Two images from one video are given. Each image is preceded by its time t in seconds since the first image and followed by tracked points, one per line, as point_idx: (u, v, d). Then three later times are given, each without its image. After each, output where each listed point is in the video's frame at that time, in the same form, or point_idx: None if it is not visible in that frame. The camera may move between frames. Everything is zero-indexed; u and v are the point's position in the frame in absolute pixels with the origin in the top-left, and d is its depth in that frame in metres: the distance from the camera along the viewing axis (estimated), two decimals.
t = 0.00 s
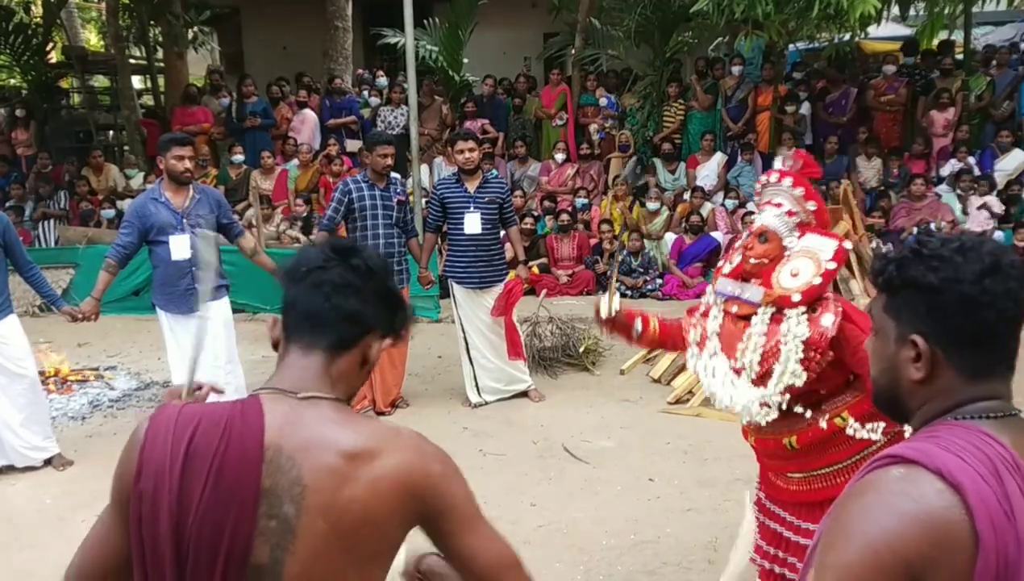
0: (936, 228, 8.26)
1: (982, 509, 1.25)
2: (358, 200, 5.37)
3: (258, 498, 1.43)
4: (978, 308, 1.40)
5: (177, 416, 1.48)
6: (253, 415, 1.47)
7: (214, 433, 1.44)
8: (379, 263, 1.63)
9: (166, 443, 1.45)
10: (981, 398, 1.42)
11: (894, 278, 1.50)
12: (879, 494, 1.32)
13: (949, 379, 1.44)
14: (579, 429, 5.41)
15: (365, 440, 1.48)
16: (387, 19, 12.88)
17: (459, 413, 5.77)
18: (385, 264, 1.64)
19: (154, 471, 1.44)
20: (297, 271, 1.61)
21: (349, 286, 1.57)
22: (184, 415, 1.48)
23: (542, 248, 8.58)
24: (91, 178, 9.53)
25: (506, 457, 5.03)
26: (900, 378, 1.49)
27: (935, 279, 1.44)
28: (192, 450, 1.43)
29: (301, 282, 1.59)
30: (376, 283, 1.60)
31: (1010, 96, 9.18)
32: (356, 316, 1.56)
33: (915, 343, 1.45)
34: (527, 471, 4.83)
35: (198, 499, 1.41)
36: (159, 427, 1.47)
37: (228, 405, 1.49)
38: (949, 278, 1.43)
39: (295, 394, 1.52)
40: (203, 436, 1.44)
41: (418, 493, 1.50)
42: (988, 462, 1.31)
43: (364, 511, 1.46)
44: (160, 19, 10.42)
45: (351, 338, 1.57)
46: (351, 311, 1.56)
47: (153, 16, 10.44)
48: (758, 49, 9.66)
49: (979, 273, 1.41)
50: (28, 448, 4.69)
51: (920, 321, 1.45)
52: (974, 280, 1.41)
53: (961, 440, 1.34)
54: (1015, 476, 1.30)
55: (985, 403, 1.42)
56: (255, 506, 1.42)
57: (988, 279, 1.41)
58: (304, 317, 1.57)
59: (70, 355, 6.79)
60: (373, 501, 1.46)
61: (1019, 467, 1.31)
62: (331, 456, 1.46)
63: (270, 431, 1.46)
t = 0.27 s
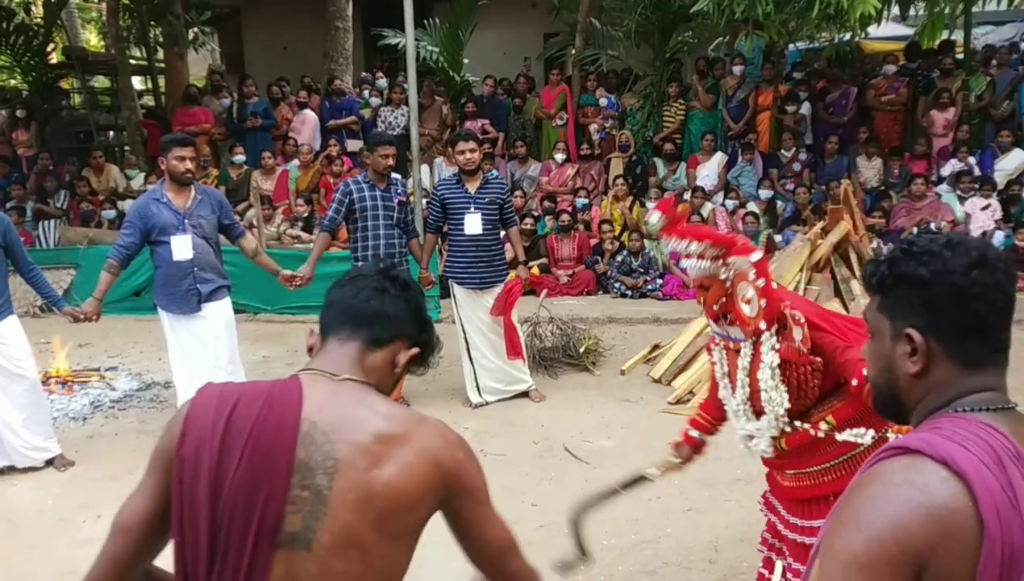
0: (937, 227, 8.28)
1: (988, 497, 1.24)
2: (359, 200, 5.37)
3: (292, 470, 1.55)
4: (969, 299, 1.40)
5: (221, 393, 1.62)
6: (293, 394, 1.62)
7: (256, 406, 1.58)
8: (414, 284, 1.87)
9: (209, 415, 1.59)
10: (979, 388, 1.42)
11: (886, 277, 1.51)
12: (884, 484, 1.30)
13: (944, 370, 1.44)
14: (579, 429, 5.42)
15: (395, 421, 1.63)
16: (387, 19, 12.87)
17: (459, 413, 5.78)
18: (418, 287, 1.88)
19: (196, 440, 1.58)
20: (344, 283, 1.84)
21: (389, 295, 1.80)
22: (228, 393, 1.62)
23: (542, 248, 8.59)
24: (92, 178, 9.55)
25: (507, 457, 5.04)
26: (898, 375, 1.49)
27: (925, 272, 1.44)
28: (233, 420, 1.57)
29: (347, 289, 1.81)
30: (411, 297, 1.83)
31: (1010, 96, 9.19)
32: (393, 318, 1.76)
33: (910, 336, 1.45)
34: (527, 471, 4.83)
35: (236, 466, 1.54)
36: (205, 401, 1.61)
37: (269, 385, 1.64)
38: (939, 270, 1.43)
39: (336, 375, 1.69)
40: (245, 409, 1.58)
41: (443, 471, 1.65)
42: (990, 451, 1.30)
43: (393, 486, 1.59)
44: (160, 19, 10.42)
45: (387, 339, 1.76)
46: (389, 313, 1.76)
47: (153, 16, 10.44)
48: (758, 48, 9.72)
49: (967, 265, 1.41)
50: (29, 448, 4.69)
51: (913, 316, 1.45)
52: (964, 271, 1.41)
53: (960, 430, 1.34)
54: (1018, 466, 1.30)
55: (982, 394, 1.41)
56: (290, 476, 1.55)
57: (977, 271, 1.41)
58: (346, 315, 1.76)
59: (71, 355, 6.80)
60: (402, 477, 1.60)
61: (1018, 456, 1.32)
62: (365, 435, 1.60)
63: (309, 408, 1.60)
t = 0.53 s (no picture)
0: (936, 227, 8.31)
1: (968, 476, 1.26)
2: (358, 200, 5.37)
3: (304, 454, 1.62)
4: (940, 294, 1.43)
5: (235, 386, 1.69)
6: (304, 384, 1.69)
7: (268, 397, 1.65)
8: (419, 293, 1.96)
9: (223, 405, 1.65)
10: (958, 377, 1.43)
11: (859, 281, 1.54)
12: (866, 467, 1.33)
13: (921, 364, 1.45)
14: (578, 429, 5.42)
15: (402, 409, 1.70)
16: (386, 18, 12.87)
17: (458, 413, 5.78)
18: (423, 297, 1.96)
19: (210, 429, 1.63)
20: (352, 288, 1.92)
21: (396, 299, 1.88)
22: (241, 385, 1.69)
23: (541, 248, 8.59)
24: (90, 178, 9.54)
25: (505, 457, 5.04)
26: (878, 371, 1.50)
27: (894, 270, 1.48)
28: (246, 410, 1.64)
29: (355, 293, 1.89)
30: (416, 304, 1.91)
31: (1008, 95, 9.19)
32: (398, 320, 1.84)
33: (887, 335, 1.47)
34: (526, 471, 4.83)
35: (249, 452, 1.61)
36: (219, 392, 1.68)
37: (280, 377, 1.71)
38: (909, 269, 1.47)
39: (346, 367, 1.77)
40: (258, 399, 1.65)
41: (451, 454, 1.72)
42: (971, 431, 1.32)
43: (401, 469, 1.66)
44: (158, 19, 10.42)
45: (392, 341, 1.83)
46: (396, 316, 1.84)
47: (152, 16, 10.43)
48: (758, 49, 9.70)
49: (935, 262, 1.45)
50: (28, 448, 4.69)
51: (888, 313, 1.47)
52: (932, 268, 1.45)
53: (940, 413, 1.36)
54: (999, 444, 1.31)
55: (959, 384, 1.42)
56: (302, 461, 1.62)
57: (944, 267, 1.45)
58: (354, 317, 1.84)
59: (69, 355, 6.79)
60: (409, 460, 1.66)
61: (1001, 436, 1.33)
62: (373, 421, 1.67)
63: (319, 397, 1.68)
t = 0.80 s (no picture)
0: (936, 227, 8.32)
1: (954, 467, 1.31)
2: (358, 201, 5.36)
3: (292, 452, 1.63)
4: (903, 293, 1.53)
5: (229, 385, 1.71)
6: (294, 385, 1.71)
7: (261, 396, 1.67)
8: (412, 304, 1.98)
9: (217, 404, 1.67)
10: (931, 374, 1.50)
11: (829, 290, 1.64)
12: (856, 462, 1.39)
13: (894, 363, 1.53)
14: (578, 429, 5.42)
15: (392, 410, 1.71)
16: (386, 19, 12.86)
17: (457, 413, 5.78)
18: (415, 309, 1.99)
19: (202, 428, 1.65)
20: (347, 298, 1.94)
21: (389, 308, 1.90)
22: (234, 384, 1.71)
23: (541, 248, 8.58)
24: (89, 178, 9.53)
25: (505, 457, 5.04)
26: (855, 377, 1.59)
27: (857, 277, 1.60)
28: (239, 408, 1.65)
29: (350, 302, 1.90)
30: (409, 314, 1.92)
31: (1008, 95, 9.19)
32: (392, 326, 1.85)
33: (859, 340, 1.56)
34: (526, 472, 4.83)
35: (239, 451, 1.62)
36: (213, 392, 1.70)
37: (271, 378, 1.73)
38: (870, 274, 1.59)
39: (337, 368, 1.79)
40: (250, 397, 1.67)
41: (442, 458, 1.73)
42: (956, 426, 1.37)
43: (390, 467, 1.66)
44: (158, 19, 10.44)
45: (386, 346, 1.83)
46: (389, 322, 1.86)
47: (152, 16, 10.44)
48: (757, 49, 9.70)
49: (892, 265, 1.58)
50: (26, 449, 4.68)
51: (859, 318, 1.57)
52: (889, 269, 1.58)
53: (925, 411, 1.42)
54: (984, 437, 1.37)
55: (934, 379, 1.49)
56: (290, 459, 1.62)
57: (902, 268, 1.58)
58: (348, 322, 1.85)
59: (69, 356, 6.79)
60: (399, 458, 1.67)
61: (985, 430, 1.38)
62: (363, 420, 1.68)
63: (310, 397, 1.69)
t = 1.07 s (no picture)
0: (936, 226, 8.35)
1: (934, 459, 1.34)
2: (356, 200, 5.34)
3: (273, 453, 1.62)
4: (873, 297, 1.59)
5: (211, 385, 1.71)
6: (276, 386, 1.70)
7: (241, 398, 1.66)
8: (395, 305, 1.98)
9: (197, 405, 1.66)
10: (911, 374, 1.54)
11: (806, 302, 1.70)
12: (837, 457, 1.42)
13: (871, 366, 1.57)
14: (577, 429, 5.40)
15: (376, 411, 1.69)
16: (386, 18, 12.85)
17: (456, 413, 5.76)
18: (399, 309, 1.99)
19: (183, 427, 1.65)
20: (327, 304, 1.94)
21: (372, 308, 1.90)
22: (216, 384, 1.70)
23: (540, 248, 8.56)
24: (88, 178, 9.52)
25: (504, 457, 5.02)
26: (836, 385, 1.63)
27: (827, 285, 1.66)
28: (219, 410, 1.65)
29: (332, 306, 1.90)
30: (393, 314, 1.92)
31: (1008, 94, 9.16)
32: (377, 326, 1.85)
33: (836, 348, 1.61)
34: (524, 472, 4.82)
35: (219, 451, 1.61)
36: (194, 392, 1.70)
37: (253, 379, 1.72)
38: (838, 282, 1.66)
39: (319, 368, 1.78)
40: (232, 397, 1.66)
41: (426, 459, 1.71)
42: (936, 420, 1.39)
43: (370, 467, 1.64)
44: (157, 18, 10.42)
45: (373, 347, 1.83)
46: (373, 322, 1.86)
47: (150, 15, 10.43)
48: (757, 46, 9.62)
49: (858, 271, 1.65)
50: (23, 449, 4.67)
51: (834, 325, 1.63)
52: (857, 275, 1.65)
53: (908, 407, 1.44)
54: (966, 430, 1.38)
55: (914, 379, 1.53)
56: (271, 459, 1.61)
57: (868, 273, 1.65)
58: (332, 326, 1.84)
59: (67, 356, 6.78)
60: (381, 457, 1.65)
61: (968, 424, 1.39)
62: (345, 420, 1.66)
63: (292, 397, 1.68)
